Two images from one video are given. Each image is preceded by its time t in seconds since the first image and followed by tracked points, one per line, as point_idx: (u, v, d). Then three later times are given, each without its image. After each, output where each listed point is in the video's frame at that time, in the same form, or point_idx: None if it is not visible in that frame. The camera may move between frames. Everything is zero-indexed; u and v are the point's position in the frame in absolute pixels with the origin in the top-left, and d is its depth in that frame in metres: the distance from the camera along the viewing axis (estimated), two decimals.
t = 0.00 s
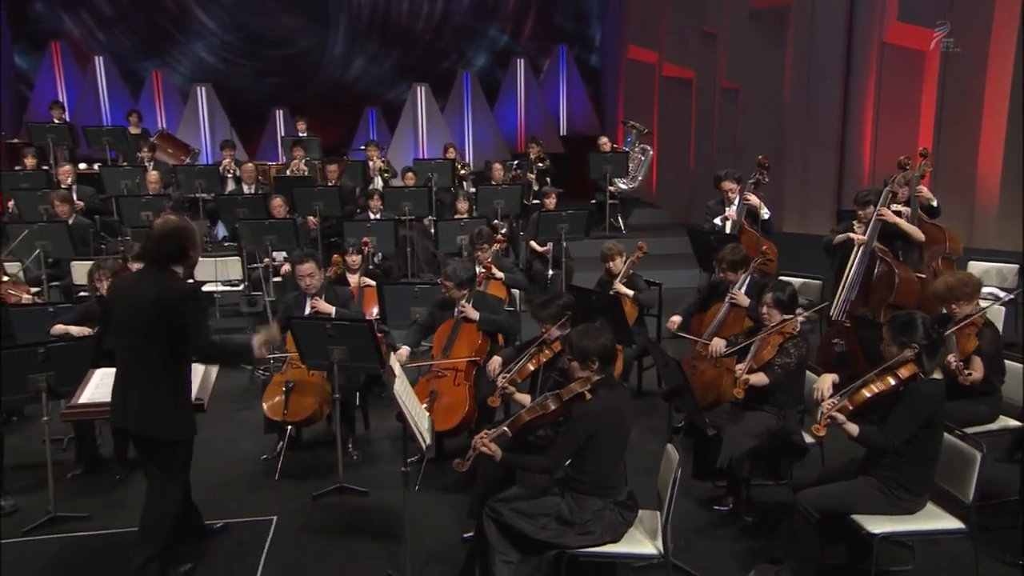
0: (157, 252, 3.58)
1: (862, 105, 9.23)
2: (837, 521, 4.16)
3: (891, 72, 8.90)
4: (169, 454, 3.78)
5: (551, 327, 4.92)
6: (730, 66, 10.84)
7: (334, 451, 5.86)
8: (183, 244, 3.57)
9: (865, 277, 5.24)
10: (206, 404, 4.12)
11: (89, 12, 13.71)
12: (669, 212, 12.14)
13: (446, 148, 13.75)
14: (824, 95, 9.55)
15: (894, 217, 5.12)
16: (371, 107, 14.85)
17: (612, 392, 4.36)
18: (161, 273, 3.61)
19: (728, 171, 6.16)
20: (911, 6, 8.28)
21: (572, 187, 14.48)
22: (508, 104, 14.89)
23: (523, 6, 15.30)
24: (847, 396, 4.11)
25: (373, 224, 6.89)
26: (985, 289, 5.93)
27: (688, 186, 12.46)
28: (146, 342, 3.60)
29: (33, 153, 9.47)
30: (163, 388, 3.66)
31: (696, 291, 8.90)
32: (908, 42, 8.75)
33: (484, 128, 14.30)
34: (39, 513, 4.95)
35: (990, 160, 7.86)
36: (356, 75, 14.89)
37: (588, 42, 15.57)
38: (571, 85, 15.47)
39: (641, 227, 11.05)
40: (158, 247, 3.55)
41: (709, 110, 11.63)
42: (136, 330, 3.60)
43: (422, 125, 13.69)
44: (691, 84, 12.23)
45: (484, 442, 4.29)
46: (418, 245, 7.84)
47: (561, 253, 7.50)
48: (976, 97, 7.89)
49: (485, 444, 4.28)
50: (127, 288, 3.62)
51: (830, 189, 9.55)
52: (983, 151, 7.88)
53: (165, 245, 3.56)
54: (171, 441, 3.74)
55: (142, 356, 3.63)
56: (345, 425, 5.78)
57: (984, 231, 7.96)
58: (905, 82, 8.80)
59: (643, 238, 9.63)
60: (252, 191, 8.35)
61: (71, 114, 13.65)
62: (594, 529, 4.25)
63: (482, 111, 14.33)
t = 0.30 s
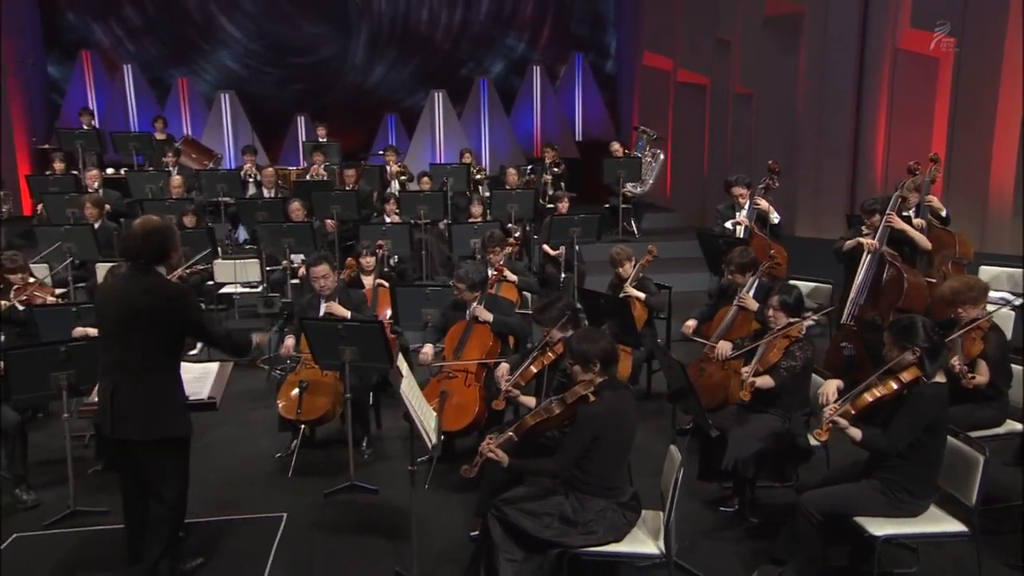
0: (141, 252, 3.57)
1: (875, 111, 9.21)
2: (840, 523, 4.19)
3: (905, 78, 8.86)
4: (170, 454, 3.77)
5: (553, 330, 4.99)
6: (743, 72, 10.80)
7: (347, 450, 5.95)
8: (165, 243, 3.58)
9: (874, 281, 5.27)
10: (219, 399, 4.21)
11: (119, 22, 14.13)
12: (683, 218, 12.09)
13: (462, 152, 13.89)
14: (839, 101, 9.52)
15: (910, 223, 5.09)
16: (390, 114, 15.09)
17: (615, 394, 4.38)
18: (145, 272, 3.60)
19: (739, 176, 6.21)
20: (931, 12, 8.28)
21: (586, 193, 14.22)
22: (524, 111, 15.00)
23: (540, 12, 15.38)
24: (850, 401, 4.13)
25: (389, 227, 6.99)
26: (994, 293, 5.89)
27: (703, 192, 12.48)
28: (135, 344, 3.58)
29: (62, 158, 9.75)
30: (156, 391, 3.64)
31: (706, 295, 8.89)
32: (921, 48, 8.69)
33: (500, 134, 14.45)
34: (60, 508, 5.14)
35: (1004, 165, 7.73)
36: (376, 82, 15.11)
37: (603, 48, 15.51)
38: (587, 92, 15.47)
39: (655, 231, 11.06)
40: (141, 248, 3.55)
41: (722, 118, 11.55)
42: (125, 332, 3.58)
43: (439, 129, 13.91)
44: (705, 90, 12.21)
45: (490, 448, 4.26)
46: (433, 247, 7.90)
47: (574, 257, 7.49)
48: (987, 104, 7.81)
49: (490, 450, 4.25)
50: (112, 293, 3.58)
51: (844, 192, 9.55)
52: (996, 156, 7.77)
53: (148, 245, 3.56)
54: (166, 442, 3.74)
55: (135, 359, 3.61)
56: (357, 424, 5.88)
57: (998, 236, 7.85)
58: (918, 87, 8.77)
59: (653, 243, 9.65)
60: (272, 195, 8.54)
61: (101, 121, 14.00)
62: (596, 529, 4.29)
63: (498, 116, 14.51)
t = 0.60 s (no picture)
0: (134, 256, 3.63)
1: (893, 117, 9.04)
2: (847, 525, 4.26)
3: (923, 83, 8.64)
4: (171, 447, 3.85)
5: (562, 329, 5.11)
6: (761, 78, 10.70)
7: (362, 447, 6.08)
8: (157, 247, 3.65)
9: (886, 284, 5.29)
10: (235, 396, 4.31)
11: (152, 30, 14.53)
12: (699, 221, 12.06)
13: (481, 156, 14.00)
14: (856, 107, 9.38)
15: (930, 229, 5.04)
16: (412, 119, 15.33)
17: (621, 393, 4.42)
18: (135, 275, 3.66)
19: (752, 180, 6.28)
20: (953, 18, 8.01)
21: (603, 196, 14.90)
22: (543, 115, 14.87)
23: (560, 18, 15.50)
24: (855, 401, 4.22)
25: (406, 229, 7.12)
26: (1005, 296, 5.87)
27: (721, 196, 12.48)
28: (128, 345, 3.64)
29: (93, 161, 10.05)
30: (152, 391, 3.72)
31: (719, 297, 8.90)
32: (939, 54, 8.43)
33: (518, 139, 14.44)
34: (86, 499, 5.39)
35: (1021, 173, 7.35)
36: (398, 88, 15.35)
37: (622, 56, 15.76)
38: (606, 98, 15.37)
39: (671, 234, 11.07)
40: (134, 251, 3.61)
41: (740, 123, 11.57)
42: (119, 333, 3.63)
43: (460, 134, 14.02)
44: (722, 96, 12.17)
45: (497, 443, 4.33)
46: (451, 250, 8.03)
47: (589, 259, 7.55)
48: (1004, 105, 7.53)
49: (497, 444, 4.33)
50: (104, 296, 3.63)
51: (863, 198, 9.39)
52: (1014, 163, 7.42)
53: (140, 248, 3.61)
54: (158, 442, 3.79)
55: (129, 361, 3.67)
56: (372, 421, 6.00)
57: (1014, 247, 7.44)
58: (935, 92, 8.55)
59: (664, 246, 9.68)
60: (294, 198, 8.74)
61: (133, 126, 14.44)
62: (601, 527, 4.34)
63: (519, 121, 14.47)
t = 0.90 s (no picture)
0: (99, 258, 3.61)
1: (912, 123, 8.85)
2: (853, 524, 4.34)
3: (939, 86, 8.47)
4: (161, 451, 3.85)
5: (573, 323, 5.14)
6: (777, 82, 10.44)
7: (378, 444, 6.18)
8: (121, 248, 3.64)
9: (898, 286, 5.35)
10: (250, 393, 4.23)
11: (183, 39, 14.93)
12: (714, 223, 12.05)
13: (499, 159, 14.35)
14: (873, 110, 9.26)
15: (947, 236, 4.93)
16: (433, 123, 15.48)
17: (626, 393, 4.46)
18: (104, 277, 3.65)
19: (766, 183, 6.34)
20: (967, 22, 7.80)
21: (619, 201, 14.82)
22: (562, 121, 15.31)
23: (579, 23, 15.61)
24: (861, 400, 4.29)
25: (425, 231, 7.25)
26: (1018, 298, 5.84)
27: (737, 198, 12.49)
28: (99, 346, 3.62)
29: (123, 165, 10.39)
30: (123, 392, 3.69)
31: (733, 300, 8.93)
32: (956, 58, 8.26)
33: (537, 143, 14.85)
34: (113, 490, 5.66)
35: None
36: (420, 93, 15.55)
37: (640, 61, 15.85)
38: (624, 104, 15.76)
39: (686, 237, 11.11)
40: (97, 253, 3.58)
41: (756, 128, 11.34)
42: (91, 336, 3.62)
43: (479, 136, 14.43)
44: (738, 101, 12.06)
45: (504, 442, 4.35)
46: (468, 251, 8.13)
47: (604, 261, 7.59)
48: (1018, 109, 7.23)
49: (504, 443, 4.35)
50: (76, 298, 3.63)
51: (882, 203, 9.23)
52: None
53: (105, 251, 3.60)
54: (137, 441, 3.76)
55: (98, 364, 3.65)
56: (387, 418, 6.11)
57: None
58: (951, 95, 8.36)
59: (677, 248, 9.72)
60: (317, 201, 8.95)
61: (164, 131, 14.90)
62: (606, 525, 4.38)
63: (538, 125, 14.91)
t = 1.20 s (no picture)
0: (92, 256, 3.79)
1: (926, 126, 8.60)
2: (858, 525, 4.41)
3: (952, 88, 8.19)
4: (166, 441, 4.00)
5: (583, 322, 5.37)
6: (791, 87, 10.47)
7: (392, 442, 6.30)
8: (112, 244, 3.82)
9: (908, 287, 5.44)
10: (266, 392, 4.53)
11: (212, 47, 15.56)
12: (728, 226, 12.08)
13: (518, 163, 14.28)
14: (887, 113, 9.03)
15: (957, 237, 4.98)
16: (454, 129, 15.90)
17: (631, 392, 4.50)
18: (95, 274, 3.81)
19: (778, 184, 6.40)
20: (973, 22, 7.54)
21: (634, 206, 14.66)
22: (580, 126, 15.19)
23: (597, 27, 15.87)
24: (864, 398, 4.32)
25: (441, 233, 7.37)
26: None
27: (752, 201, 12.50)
28: (104, 338, 3.77)
29: (153, 169, 10.76)
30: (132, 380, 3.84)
31: (743, 302, 8.95)
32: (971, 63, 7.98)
33: (554, 147, 14.71)
34: (130, 486, 5.91)
35: None
36: (442, 98, 16.10)
37: (657, 66, 15.97)
38: (640, 109, 15.51)
39: (701, 240, 11.17)
40: (91, 250, 3.76)
41: (771, 131, 11.26)
42: (88, 331, 3.76)
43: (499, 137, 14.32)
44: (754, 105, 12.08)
45: (511, 436, 4.37)
46: (484, 255, 8.11)
47: (617, 263, 7.70)
48: None
49: (511, 437, 4.37)
50: (74, 297, 3.77)
51: (898, 208, 8.96)
52: None
53: (99, 248, 3.78)
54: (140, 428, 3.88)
55: (105, 356, 3.80)
56: (400, 416, 6.24)
57: None
58: (967, 97, 8.06)
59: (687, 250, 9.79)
60: (337, 203, 9.17)
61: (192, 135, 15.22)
62: (610, 521, 4.42)
63: (555, 129, 14.74)
